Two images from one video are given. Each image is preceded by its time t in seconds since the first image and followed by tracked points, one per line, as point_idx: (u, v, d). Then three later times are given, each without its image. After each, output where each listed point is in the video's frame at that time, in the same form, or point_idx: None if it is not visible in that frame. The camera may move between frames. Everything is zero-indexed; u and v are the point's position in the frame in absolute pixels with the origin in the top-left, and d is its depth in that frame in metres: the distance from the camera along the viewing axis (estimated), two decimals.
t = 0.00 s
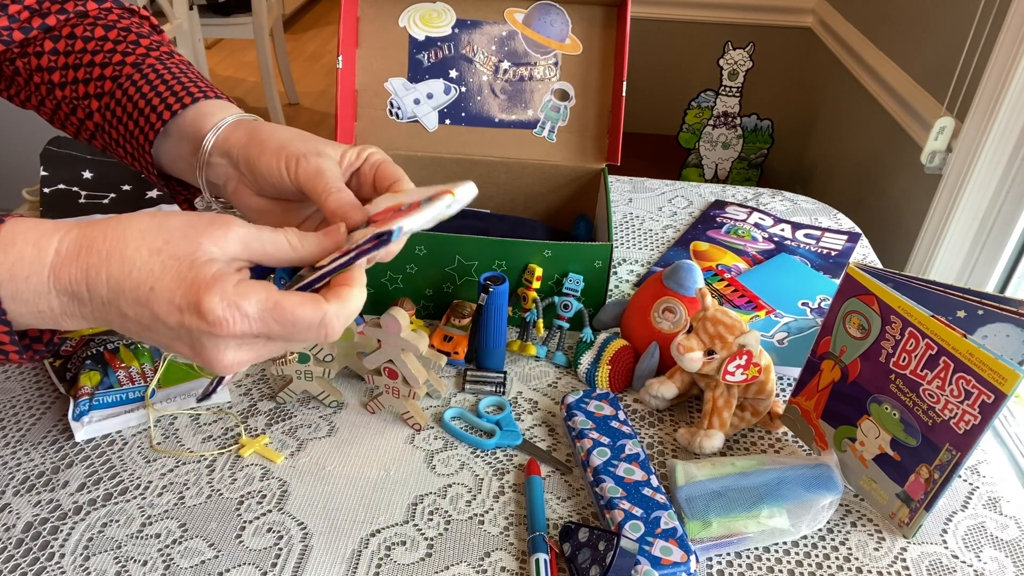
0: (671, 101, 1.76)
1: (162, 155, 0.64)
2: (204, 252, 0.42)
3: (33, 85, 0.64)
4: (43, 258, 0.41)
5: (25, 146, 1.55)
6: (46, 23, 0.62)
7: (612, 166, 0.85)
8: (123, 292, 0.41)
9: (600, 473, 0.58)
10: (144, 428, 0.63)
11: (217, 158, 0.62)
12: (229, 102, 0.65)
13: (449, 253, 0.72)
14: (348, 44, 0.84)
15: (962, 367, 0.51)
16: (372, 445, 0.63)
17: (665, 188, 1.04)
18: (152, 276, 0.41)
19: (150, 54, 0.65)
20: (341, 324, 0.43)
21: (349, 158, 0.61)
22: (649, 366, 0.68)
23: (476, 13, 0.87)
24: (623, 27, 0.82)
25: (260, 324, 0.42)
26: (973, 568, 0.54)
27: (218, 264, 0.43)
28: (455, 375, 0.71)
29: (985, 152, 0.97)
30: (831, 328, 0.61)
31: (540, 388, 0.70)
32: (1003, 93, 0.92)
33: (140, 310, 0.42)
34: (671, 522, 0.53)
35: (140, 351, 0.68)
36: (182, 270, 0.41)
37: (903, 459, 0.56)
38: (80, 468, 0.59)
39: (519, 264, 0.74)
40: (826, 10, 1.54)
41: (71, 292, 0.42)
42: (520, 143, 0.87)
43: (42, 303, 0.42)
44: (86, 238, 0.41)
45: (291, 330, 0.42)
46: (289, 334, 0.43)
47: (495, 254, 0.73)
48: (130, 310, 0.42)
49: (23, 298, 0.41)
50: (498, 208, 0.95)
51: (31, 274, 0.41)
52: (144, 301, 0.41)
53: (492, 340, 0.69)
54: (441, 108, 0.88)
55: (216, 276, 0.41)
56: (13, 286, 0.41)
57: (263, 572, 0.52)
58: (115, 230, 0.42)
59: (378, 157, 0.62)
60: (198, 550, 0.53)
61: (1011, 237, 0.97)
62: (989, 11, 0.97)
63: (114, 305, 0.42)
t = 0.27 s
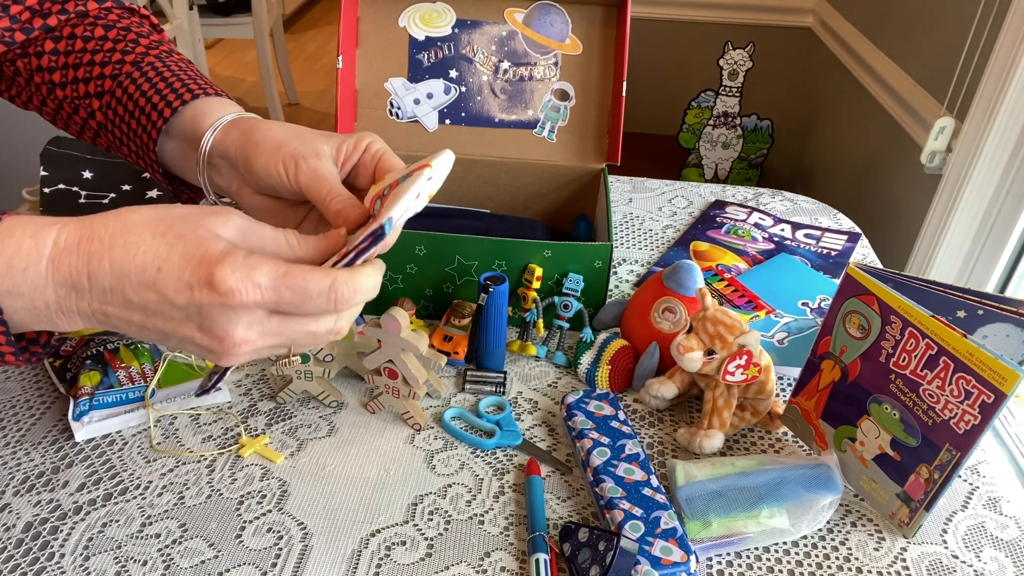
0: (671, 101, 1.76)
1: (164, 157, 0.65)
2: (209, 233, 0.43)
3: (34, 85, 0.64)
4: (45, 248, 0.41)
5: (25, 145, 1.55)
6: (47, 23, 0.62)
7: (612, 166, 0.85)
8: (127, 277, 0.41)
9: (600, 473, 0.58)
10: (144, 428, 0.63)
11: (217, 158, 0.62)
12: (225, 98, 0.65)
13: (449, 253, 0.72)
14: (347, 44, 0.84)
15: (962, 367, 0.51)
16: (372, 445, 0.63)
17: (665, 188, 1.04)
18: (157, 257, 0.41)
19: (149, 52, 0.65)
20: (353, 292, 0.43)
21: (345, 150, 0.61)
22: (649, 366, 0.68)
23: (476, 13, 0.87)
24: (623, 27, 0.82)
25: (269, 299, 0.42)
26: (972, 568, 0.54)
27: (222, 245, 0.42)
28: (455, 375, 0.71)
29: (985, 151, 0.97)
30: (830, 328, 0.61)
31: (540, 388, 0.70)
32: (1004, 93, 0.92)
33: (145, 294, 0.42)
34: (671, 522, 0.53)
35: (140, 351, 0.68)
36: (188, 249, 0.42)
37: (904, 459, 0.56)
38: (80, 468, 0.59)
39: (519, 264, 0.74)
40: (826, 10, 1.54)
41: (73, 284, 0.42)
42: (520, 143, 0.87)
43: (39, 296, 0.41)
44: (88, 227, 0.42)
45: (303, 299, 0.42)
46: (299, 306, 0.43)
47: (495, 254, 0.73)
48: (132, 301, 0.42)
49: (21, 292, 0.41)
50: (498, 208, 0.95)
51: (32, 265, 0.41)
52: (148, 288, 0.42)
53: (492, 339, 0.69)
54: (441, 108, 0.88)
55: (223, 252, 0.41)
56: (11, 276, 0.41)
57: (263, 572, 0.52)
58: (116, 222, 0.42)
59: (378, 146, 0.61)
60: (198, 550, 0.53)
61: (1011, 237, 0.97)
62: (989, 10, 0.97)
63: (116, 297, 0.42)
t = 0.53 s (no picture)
0: (671, 101, 1.76)
1: (164, 151, 0.65)
2: (217, 208, 0.43)
3: (33, 82, 0.64)
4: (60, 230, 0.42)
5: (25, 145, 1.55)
6: (44, 20, 0.62)
7: (612, 166, 0.85)
8: (135, 251, 0.42)
9: (600, 473, 0.58)
10: (145, 428, 0.63)
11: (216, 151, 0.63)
12: (223, 90, 0.65)
13: (449, 253, 0.72)
14: (347, 44, 0.84)
15: (962, 367, 0.51)
16: (372, 445, 0.63)
17: (665, 188, 1.04)
18: (165, 231, 0.42)
19: (148, 47, 0.65)
20: (352, 272, 0.45)
21: (344, 142, 0.61)
22: (649, 366, 0.68)
23: (476, 13, 0.87)
24: (623, 27, 0.82)
25: (274, 271, 0.43)
26: (972, 568, 0.54)
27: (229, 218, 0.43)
28: (455, 375, 0.71)
29: (985, 151, 0.97)
30: (830, 328, 0.61)
31: (540, 388, 0.70)
32: (1004, 93, 0.92)
33: (151, 267, 0.42)
34: (671, 523, 0.53)
35: (140, 351, 0.68)
36: (193, 231, 0.42)
37: (903, 460, 0.56)
38: (80, 468, 0.59)
39: (519, 264, 0.74)
40: (826, 10, 1.54)
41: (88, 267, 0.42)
42: (520, 143, 0.87)
43: (49, 275, 0.42)
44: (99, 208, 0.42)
45: (306, 275, 0.43)
46: (302, 282, 0.44)
47: (495, 254, 0.73)
48: (139, 280, 0.42)
49: (31, 270, 0.41)
50: (498, 208, 0.95)
51: (45, 245, 0.41)
52: (155, 262, 0.42)
53: (492, 339, 0.69)
54: (441, 109, 0.88)
55: (228, 223, 0.42)
56: (22, 253, 0.41)
57: (263, 572, 0.52)
58: (121, 210, 0.42)
59: (379, 138, 0.61)
60: (198, 550, 0.53)
61: (1011, 237, 0.97)
62: (989, 10, 0.97)
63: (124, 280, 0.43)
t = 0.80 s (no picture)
0: (672, 101, 1.76)
1: (185, 137, 0.65)
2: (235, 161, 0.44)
3: (52, 73, 0.65)
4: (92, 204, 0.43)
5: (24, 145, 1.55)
6: (59, 10, 0.63)
7: (612, 166, 0.85)
8: (161, 211, 0.43)
9: (600, 473, 0.58)
10: (144, 428, 0.63)
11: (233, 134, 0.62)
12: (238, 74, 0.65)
13: (449, 253, 0.72)
14: (348, 44, 0.84)
15: (962, 367, 0.51)
16: (372, 445, 0.63)
17: (665, 188, 1.04)
18: (189, 188, 0.43)
19: (162, 32, 0.65)
20: (369, 216, 0.42)
21: (359, 120, 0.59)
22: (649, 366, 0.68)
23: (476, 13, 0.87)
24: (623, 27, 0.82)
25: (288, 211, 0.42)
26: (972, 568, 0.54)
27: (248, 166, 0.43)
28: (455, 375, 0.71)
29: (985, 151, 0.97)
30: (830, 328, 0.61)
31: (540, 388, 0.70)
32: (1004, 93, 0.92)
33: (179, 223, 0.43)
34: (671, 522, 0.53)
35: (140, 351, 0.68)
36: (195, 225, 0.42)
37: (904, 459, 0.56)
38: (80, 468, 0.59)
39: (519, 264, 0.74)
40: (826, 11, 1.54)
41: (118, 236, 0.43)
42: (520, 143, 0.87)
43: (82, 249, 0.43)
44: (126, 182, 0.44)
45: (320, 214, 0.42)
46: (315, 222, 0.42)
47: (495, 254, 0.73)
48: (167, 241, 0.43)
49: (64, 244, 0.43)
50: (498, 208, 0.95)
51: (77, 219, 0.43)
52: (179, 219, 0.43)
53: (492, 339, 0.69)
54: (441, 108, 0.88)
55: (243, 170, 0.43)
56: (56, 228, 0.43)
57: (263, 572, 0.52)
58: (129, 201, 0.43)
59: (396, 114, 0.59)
60: (198, 550, 0.53)
61: (1011, 237, 0.97)
62: (989, 11, 0.97)
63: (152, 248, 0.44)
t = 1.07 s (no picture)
0: (672, 101, 1.76)
1: (180, 139, 0.65)
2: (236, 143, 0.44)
3: (47, 73, 0.65)
4: (111, 190, 0.44)
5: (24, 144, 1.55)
6: (55, 10, 0.64)
7: (613, 166, 0.85)
8: (169, 191, 0.44)
9: (600, 473, 0.58)
10: (144, 428, 0.63)
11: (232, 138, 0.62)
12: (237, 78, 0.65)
13: (449, 253, 0.72)
14: (348, 44, 0.84)
15: (962, 367, 0.51)
16: (372, 445, 0.63)
17: (665, 188, 1.04)
18: (191, 167, 0.44)
19: (159, 35, 0.65)
20: (360, 192, 0.42)
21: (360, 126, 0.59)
22: (649, 366, 0.68)
23: (476, 13, 0.87)
24: (623, 28, 0.82)
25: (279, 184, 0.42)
26: (973, 568, 0.54)
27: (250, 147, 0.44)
28: (455, 375, 0.71)
29: (985, 151, 0.97)
30: (830, 328, 0.61)
31: (540, 388, 0.70)
32: (1004, 93, 0.92)
33: (183, 204, 0.44)
34: (671, 522, 0.53)
35: (140, 351, 0.68)
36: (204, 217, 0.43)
37: (903, 459, 0.56)
38: (80, 468, 0.59)
39: (519, 264, 0.74)
40: (826, 11, 1.54)
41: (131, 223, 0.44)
42: (520, 143, 0.87)
43: (102, 232, 0.44)
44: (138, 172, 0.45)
45: (311, 188, 0.42)
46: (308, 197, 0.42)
47: (495, 254, 0.73)
48: (174, 222, 0.44)
49: (86, 228, 0.44)
50: (498, 208, 0.95)
51: (98, 204, 0.44)
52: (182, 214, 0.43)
53: (492, 340, 0.69)
54: (441, 109, 0.88)
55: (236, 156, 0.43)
56: (79, 213, 0.44)
57: (263, 572, 0.52)
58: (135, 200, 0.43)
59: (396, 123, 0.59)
60: (198, 550, 0.53)
61: (1011, 237, 0.97)
62: (989, 11, 0.97)
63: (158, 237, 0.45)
